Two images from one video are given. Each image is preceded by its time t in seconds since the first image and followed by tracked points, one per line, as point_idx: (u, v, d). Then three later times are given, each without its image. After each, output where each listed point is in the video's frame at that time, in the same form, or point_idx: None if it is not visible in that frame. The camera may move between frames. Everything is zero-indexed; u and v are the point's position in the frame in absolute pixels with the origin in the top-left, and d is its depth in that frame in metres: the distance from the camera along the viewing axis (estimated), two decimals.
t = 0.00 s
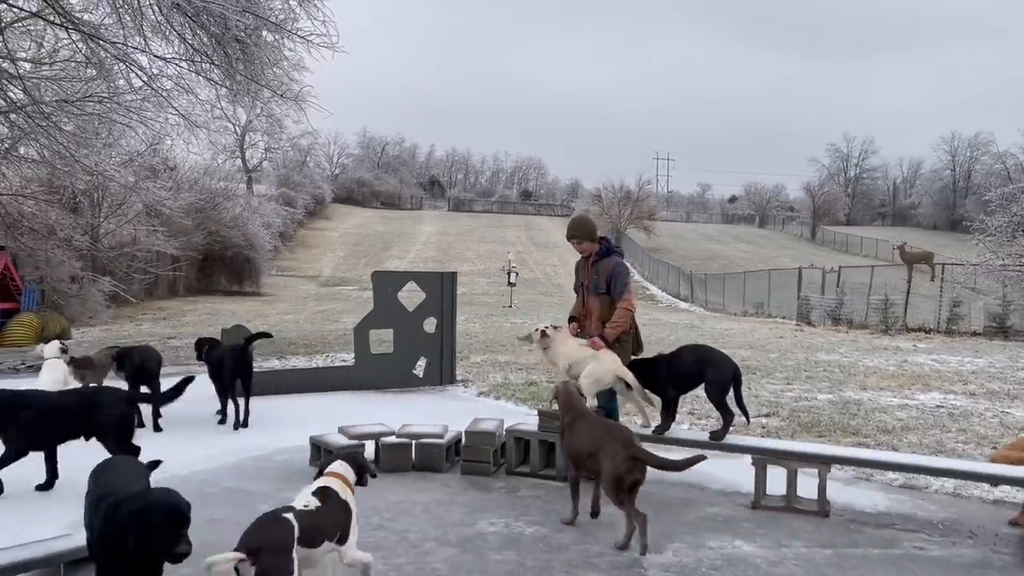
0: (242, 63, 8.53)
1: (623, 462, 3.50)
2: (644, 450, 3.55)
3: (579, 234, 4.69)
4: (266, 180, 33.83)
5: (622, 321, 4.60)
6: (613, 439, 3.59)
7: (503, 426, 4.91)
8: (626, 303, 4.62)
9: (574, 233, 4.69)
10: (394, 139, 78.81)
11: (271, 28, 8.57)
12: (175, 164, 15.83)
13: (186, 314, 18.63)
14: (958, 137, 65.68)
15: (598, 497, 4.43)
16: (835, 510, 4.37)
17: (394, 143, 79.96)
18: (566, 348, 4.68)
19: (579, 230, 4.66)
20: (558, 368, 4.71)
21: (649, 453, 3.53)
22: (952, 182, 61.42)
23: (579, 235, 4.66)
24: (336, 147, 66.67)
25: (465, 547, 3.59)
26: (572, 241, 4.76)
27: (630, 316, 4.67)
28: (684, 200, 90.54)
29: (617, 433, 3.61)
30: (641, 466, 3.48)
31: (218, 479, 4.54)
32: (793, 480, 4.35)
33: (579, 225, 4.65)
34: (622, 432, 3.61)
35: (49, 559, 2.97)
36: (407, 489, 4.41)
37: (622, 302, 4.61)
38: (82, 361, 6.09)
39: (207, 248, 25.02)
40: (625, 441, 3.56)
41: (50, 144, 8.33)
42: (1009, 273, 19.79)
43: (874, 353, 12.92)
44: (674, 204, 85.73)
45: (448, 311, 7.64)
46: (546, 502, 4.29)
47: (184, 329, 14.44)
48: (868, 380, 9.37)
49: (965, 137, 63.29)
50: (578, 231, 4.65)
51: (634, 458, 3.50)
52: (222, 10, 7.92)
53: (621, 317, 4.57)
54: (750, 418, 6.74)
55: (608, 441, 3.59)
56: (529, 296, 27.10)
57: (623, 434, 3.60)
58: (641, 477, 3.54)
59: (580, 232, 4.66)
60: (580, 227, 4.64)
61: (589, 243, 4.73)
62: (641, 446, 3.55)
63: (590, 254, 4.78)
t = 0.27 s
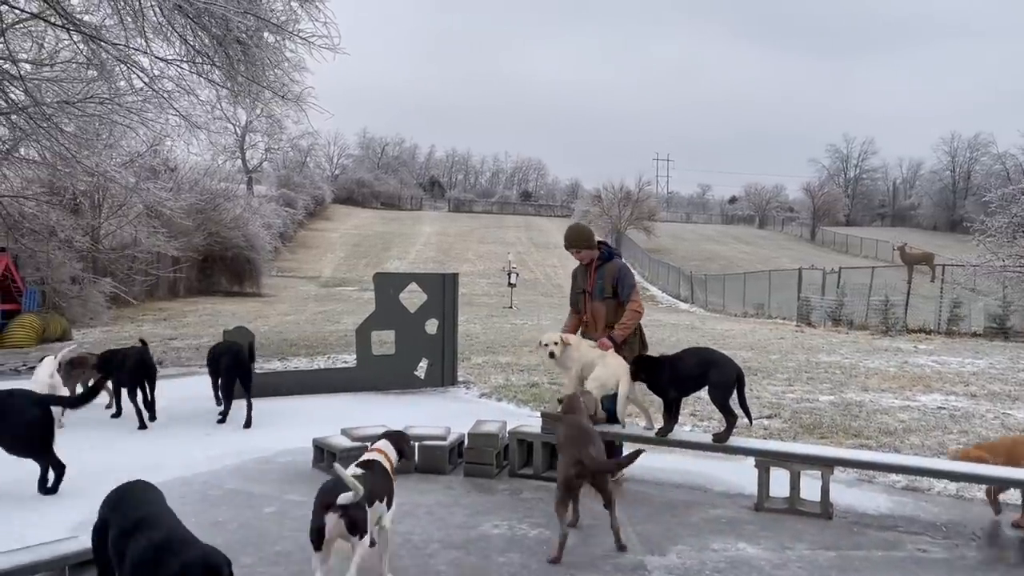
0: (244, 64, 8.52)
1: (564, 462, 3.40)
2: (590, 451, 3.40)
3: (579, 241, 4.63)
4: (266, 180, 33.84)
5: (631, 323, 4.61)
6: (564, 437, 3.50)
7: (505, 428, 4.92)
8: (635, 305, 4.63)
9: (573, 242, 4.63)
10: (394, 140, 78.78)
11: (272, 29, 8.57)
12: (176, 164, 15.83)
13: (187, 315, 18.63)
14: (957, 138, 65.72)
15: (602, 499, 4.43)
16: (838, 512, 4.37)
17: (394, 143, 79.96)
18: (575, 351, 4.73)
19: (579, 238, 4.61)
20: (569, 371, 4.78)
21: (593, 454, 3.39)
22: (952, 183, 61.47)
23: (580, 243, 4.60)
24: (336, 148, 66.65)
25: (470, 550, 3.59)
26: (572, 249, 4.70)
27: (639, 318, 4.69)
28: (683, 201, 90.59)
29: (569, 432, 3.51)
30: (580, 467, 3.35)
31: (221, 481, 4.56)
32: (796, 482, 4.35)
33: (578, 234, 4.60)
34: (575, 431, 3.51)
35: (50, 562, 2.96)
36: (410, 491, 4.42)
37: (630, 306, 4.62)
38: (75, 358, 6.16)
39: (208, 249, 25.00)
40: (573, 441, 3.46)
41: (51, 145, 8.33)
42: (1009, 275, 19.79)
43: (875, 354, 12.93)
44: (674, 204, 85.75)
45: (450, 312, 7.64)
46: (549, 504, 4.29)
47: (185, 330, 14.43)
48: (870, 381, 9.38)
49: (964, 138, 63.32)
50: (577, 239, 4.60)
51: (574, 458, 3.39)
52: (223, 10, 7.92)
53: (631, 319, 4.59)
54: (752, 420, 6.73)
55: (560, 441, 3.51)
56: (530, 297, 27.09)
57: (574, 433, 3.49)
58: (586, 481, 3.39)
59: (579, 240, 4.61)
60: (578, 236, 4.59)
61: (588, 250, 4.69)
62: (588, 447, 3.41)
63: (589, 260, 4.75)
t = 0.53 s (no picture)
0: (242, 65, 8.51)
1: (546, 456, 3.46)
2: (570, 444, 3.43)
3: (583, 245, 4.64)
4: (264, 181, 33.83)
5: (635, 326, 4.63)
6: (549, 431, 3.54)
7: (506, 429, 4.93)
8: (639, 308, 4.66)
9: (576, 246, 4.63)
10: (392, 140, 78.74)
11: (271, 30, 8.56)
12: (174, 165, 15.81)
13: (185, 315, 18.62)
14: (954, 139, 65.85)
15: (604, 500, 4.43)
16: (838, 512, 4.38)
17: (392, 144, 79.96)
18: (575, 352, 4.70)
19: (582, 241, 4.62)
20: (568, 372, 4.75)
21: (571, 448, 3.42)
22: (949, 184, 61.59)
23: (584, 246, 4.61)
24: (334, 149, 66.63)
25: (471, 551, 3.59)
26: (574, 254, 4.70)
27: (641, 320, 4.72)
28: (681, 202, 90.66)
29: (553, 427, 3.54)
30: (558, 462, 3.41)
31: (221, 482, 4.56)
32: (796, 482, 4.36)
33: (581, 238, 4.61)
34: (558, 424, 3.53)
35: (52, 564, 2.96)
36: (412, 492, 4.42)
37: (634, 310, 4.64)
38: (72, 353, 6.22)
39: (206, 249, 24.98)
40: (555, 434, 3.49)
41: (49, 145, 8.31)
42: (1006, 275, 19.82)
43: (873, 355, 12.95)
44: (672, 205, 85.82)
45: (449, 313, 7.64)
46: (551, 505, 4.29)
47: (184, 331, 14.43)
48: (869, 382, 9.39)
49: (961, 138, 63.43)
50: (581, 243, 4.61)
51: (553, 453, 3.45)
52: (222, 11, 7.91)
53: (634, 321, 4.61)
54: (752, 420, 6.74)
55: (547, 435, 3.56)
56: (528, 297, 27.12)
57: (557, 426, 3.52)
58: (568, 475, 3.43)
59: (582, 244, 4.62)
60: (581, 240, 4.60)
61: (590, 254, 4.68)
62: (567, 440, 3.44)
63: (591, 264, 4.75)
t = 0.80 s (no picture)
0: (239, 65, 8.48)
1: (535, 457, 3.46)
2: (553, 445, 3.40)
3: (582, 243, 4.64)
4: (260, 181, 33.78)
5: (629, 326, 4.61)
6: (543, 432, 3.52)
7: (504, 429, 4.93)
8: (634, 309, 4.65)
9: (575, 244, 4.63)
10: (388, 140, 78.68)
11: (267, 30, 8.53)
12: (169, 165, 15.78)
13: (181, 316, 18.58)
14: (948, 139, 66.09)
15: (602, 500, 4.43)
16: (836, 512, 4.39)
17: (387, 144, 79.91)
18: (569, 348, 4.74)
19: (582, 239, 4.61)
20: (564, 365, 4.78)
21: (554, 448, 3.38)
22: (944, 185, 61.81)
23: (581, 245, 4.60)
24: (330, 149, 66.55)
25: (470, 551, 3.58)
26: (575, 253, 4.72)
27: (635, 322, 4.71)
28: (677, 202, 90.83)
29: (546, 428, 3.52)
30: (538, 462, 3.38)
31: (219, 482, 4.55)
32: (794, 482, 4.37)
33: (581, 236, 4.61)
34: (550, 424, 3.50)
35: (51, 564, 2.95)
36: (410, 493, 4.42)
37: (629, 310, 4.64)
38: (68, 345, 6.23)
39: (201, 250, 24.94)
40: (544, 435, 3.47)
41: (45, 145, 8.29)
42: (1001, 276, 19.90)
43: (869, 355, 12.99)
44: (668, 205, 85.96)
45: (447, 313, 7.63)
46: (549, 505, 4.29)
47: (180, 331, 14.40)
48: (866, 382, 9.42)
49: (956, 139, 63.66)
50: (580, 241, 4.61)
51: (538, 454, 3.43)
52: (218, 11, 7.89)
53: (611, 325, 4.59)
54: (748, 420, 6.76)
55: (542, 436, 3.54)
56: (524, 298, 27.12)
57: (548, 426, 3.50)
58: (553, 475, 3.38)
59: (582, 243, 4.62)
60: (581, 239, 4.60)
61: (591, 254, 4.69)
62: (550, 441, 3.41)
63: (591, 263, 4.76)
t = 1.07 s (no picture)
0: (234, 65, 8.45)
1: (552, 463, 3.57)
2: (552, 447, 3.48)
3: (582, 240, 4.65)
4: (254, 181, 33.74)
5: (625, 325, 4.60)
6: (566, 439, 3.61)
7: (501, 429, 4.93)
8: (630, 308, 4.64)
9: (574, 240, 4.67)
10: (383, 141, 78.66)
11: (262, 29, 8.50)
12: (164, 165, 15.75)
13: (175, 316, 18.51)
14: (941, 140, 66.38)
15: (599, 500, 4.43)
16: (832, 512, 4.40)
17: (382, 145, 79.88)
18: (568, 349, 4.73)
19: (581, 236, 4.64)
20: (563, 363, 4.77)
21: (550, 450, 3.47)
22: (936, 186, 62.06)
23: (581, 241, 4.63)
24: (325, 149, 66.49)
25: (468, 551, 3.57)
26: (575, 251, 4.72)
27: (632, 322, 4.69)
28: (671, 203, 91.00)
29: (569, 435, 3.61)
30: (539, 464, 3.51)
31: (215, 483, 4.53)
32: (791, 481, 4.38)
33: (581, 232, 4.64)
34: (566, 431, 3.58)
35: (49, 565, 2.93)
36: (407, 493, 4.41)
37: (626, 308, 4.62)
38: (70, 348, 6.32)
39: (195, 250, 24.88)
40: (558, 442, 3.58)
41: (39, 145, 8.26)
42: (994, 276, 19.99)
43: (863, 355, 13.03)
44: (662, 206, 86.12)
45: (443, 313, 7.62)
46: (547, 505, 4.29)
47: (175, 331, 14.37)
48: (860, 382, 9.44)
49: (948, 140, 63.94)
50: (579, 237, 4.63)
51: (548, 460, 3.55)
52: (213, 10, 7.86)
53: (612, 326, 4.58)
54: (744, 420, 6.77)
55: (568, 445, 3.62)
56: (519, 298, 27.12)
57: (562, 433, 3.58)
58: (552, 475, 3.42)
59: (582, 240, 4.64)
60: (580, 236, 4.63)
61: (591, 252, 4.70)
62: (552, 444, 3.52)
63: (590, 261, 4.77)
